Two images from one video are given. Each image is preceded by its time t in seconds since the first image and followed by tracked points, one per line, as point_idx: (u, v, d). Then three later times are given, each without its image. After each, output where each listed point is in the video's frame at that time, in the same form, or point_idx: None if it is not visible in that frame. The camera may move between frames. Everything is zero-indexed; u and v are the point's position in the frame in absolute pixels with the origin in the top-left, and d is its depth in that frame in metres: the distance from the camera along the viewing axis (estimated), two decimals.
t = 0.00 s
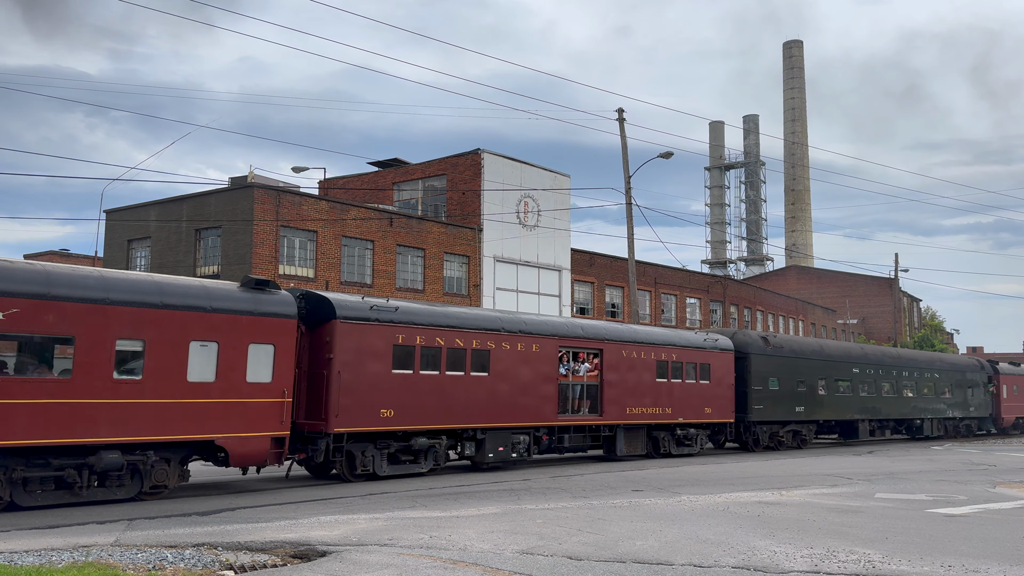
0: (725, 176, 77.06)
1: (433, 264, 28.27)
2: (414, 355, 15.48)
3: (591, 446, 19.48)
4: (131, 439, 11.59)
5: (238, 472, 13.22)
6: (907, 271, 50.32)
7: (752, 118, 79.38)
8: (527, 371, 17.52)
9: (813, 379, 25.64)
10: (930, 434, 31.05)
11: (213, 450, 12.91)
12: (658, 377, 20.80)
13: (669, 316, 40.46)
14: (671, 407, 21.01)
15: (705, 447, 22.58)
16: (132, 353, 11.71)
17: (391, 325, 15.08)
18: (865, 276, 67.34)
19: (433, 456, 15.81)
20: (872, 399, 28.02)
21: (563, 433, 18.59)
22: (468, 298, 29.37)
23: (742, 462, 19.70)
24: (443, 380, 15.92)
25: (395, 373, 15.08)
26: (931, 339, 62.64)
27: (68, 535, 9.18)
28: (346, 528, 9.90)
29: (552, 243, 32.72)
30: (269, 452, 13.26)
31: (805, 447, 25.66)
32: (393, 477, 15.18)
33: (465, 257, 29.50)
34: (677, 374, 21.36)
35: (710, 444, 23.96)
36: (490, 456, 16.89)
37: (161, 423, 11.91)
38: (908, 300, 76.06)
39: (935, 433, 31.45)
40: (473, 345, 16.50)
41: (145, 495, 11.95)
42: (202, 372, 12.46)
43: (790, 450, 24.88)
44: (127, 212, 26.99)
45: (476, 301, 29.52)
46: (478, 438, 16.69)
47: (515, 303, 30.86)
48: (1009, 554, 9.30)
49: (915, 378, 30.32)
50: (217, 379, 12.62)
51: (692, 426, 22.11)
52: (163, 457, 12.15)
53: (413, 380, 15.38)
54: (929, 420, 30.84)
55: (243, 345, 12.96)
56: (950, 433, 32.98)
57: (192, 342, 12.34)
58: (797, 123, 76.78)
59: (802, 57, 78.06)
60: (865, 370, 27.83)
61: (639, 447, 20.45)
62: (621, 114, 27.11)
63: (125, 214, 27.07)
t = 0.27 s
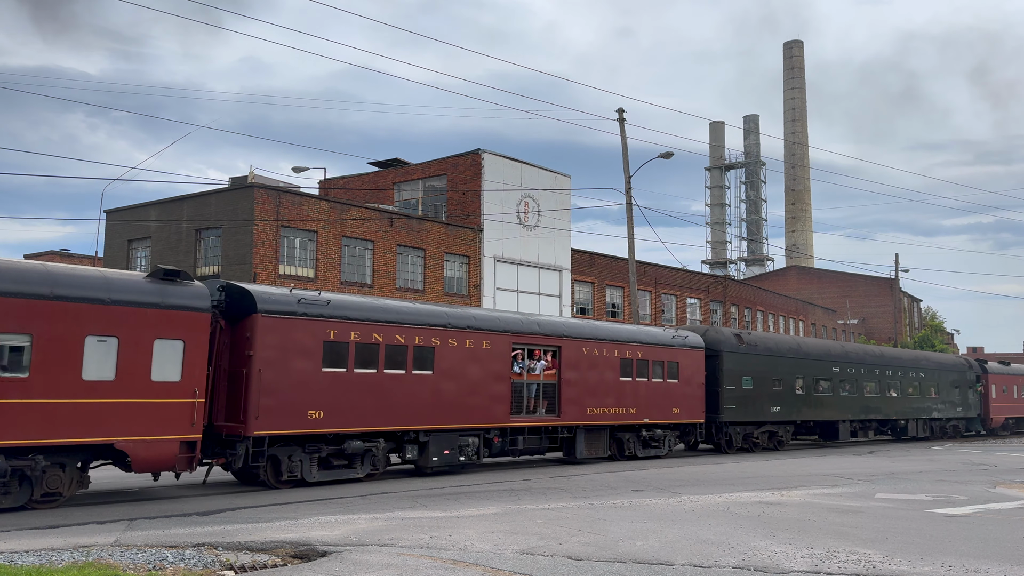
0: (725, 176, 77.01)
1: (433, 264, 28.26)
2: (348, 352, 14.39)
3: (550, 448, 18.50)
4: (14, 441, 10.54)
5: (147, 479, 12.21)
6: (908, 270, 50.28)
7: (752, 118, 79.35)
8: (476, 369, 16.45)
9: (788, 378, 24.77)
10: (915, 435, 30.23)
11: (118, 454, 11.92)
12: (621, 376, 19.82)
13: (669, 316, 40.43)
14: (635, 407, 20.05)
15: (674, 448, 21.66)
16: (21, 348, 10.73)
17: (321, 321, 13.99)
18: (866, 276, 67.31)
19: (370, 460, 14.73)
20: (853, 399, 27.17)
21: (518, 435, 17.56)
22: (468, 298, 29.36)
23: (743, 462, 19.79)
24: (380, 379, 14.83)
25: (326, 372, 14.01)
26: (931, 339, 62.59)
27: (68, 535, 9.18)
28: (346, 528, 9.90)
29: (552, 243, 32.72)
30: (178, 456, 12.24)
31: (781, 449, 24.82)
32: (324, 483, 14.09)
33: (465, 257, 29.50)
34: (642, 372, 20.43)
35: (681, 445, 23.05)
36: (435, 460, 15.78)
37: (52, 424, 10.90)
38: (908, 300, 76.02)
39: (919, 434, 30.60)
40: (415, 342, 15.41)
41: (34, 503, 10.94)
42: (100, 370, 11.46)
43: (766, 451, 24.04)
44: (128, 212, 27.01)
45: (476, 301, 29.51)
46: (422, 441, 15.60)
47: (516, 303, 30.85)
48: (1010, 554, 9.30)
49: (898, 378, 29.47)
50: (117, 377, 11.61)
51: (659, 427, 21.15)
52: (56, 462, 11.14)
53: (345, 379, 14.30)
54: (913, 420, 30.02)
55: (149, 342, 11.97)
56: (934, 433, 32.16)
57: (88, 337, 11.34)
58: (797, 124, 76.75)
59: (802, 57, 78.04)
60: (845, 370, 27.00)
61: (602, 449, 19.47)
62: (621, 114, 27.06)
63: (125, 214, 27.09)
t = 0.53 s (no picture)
0: (725, 176, 76.98)
1: (434, 264, 28.26)
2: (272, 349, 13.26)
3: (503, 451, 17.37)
4: None
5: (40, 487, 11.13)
6: (908, 270, 50.31)
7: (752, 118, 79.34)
8: (418, 367, 15.31)
9: (764, 377, 23.64)
10: (899, 436, 29.22)
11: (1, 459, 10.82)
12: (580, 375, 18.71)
13: (669, 316, 40.42)
14: (597, 407, 18.97)
15: (640, 450, 20.60)
16: None
17: (240, 315, 12.87)
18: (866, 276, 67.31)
19: (298, 466, 13.56)
20: (833, 400, 26.09)
21: (466, 437, 16.41)
22: (468, 298, 29.36)
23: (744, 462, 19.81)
24: (309, 379, 13.68)
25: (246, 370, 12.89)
26: (931, 339, 62.56)
27: (69, 535, 9.19)
28: (347, 528, 9.91)
29: (553, 243, 32.72)
30: (69, 462, 11.15)
31: (757, 451, 23.76)
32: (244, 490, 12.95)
33: (465, 257, 29.50)
34: (604, 371, 19.34)
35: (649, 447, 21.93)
36: (371, 465, 14.61)
37: None
38: (909, 300, 76.01)
39: (903, 435, 29.58)
40: (349, 338, 14.26)
41: None
42: None
43: (740, 454, 22.97)
44: (128, 212, 27.02)
45: (476, 301, 29.50)
46: (357, 444, 14.45)
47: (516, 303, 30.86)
48: (1010, 555, 9.30)
49: (881, 378, 28.41)
50: None
51: (623, 428, 20.05)
52: None
53: (268, 377, 13.16)
54: (896, 421, 29.00)
55: (38, 336, 10.91)
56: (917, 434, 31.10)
57: None
58: (796, 124, 76.74)
59: (802, 57, 78.01)
60: (825, 369, 25.89)
61: (561, 451, 18.29)
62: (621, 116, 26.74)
63: (125, 214, 27.11)
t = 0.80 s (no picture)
0: (726, 176, 76.98)
1: (434, 264, 28.26)
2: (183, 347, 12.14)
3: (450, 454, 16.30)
4: None
5: None
6: (908, 270, 50.31)
7: (752, 118, 79.34)
8: (353, 365, 14.19)
9: (736, 376, 22.71)
10: (882, 438, 28.29)
11: None
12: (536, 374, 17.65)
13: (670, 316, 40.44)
14: (553, 407, 17.93)
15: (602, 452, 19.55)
16: None
17: (147, 307, 11.77)
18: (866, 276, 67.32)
19: (212, 471, 12.46)
20: (811, 400, 25.15)
21: (409, 440, 15.32)
22: (468, 298, 29.36)
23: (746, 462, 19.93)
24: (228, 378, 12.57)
25: (154, 367, 11.80)
26: (931, 340, 62.54)
27: (69, 535, 9.19)
28: (348, 528, 9.92)
29: (552, 243, 32.71)
30: None
31: (730, 453, 22.83)
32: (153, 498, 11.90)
33: (465, 258, 29.51)
34: (562, 370, 18.29)
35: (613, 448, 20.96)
36: (298, 470, 13.48)
37: None
38: (909, 300, 76.02)
39: (886, 436, 28.65)
40: (271, 334, 13.12)
41: None
42: None
43: (710, 456, 22.06)
44: (128, 212, 27.01)
45: (476, 302, 29.51)
46: (283, 449, 13.34)
47: (516, 303, 30.86)
48: (1011, 555, 9.31)
49: (862, 377, 27.43)
50: None
51: (583, 429, 19.05)
52: None
53: (178, 376, 12.04)
54: (879, 422, 28.06)
55: None
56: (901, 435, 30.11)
57: None
58: (796, 124, 76.73)
59: (802, 57, 78.02)
60: (802, 368, 24.94)
61: (514, 454, 17.25)
62: (621, 114, 26.89)
63: (125, 213, 27.09)
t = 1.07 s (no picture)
0: (726, 176, 76.97)
1: (434, 264, 28.26)
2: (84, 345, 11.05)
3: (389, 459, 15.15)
4: None
5: None
6: (908, 270, 50.30)
7: (753, 118, 79.33)
8: (277, 364, 13.04)
9: (707, 375, 21.59)
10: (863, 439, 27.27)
11: None
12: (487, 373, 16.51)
13: (670, 317, 40.44)
14: (505, 407, 16.78)
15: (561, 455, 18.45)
16: None
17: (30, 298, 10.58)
18: (866, 276, 67.32)
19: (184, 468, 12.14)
20: (788, 400, 24.07)
21: (339, 444, 14.14)
22: (468, 298, 29.36)
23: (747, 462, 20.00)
24: (127, 377, 11.41)
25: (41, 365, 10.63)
26: (931, 340, 62.55)
27: (70, 535, 9.19)
28: (348, 528, 9.92)
29: (552, 243, 32.70)
30: None
31: (701, 455, 21.78)
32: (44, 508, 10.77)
33: (466, 258, 29.51)
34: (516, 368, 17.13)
35: (574, 450, 19.84)
36: (212, 477, 12.28)
37: None
38: (909, 300, 76.02)
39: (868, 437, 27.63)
40: (180, 329, 12.00)
41: None
42: None
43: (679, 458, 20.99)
44: (128, 212, 27.01)
45: (476, 302, 29.51)
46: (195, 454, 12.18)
47: (516, 303, 30.86)
48: (1011, 555, 9.30)
49: (842, 377, 26.35)
50: None
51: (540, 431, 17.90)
52: None
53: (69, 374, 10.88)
54: (860, 422, 27.02)
55: None
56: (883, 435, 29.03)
57: None
58: (797, 124, 76.72)
59: (802, 57, 78.01)
60: (779, 367, 23.85)
61: (462, 459, 16.10)
62: (621, 116, 26.52)
63: (126, 213, 27.09)
